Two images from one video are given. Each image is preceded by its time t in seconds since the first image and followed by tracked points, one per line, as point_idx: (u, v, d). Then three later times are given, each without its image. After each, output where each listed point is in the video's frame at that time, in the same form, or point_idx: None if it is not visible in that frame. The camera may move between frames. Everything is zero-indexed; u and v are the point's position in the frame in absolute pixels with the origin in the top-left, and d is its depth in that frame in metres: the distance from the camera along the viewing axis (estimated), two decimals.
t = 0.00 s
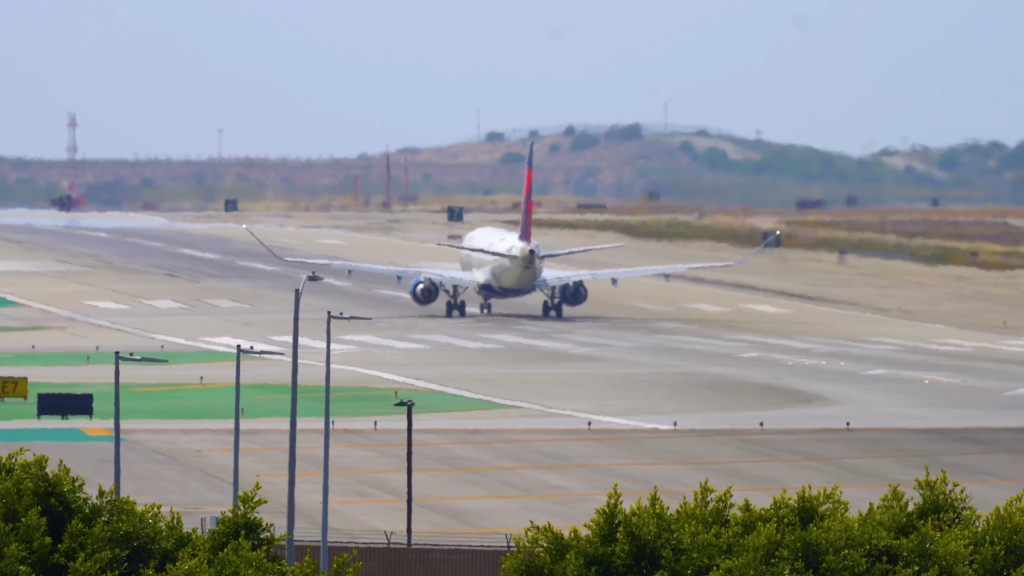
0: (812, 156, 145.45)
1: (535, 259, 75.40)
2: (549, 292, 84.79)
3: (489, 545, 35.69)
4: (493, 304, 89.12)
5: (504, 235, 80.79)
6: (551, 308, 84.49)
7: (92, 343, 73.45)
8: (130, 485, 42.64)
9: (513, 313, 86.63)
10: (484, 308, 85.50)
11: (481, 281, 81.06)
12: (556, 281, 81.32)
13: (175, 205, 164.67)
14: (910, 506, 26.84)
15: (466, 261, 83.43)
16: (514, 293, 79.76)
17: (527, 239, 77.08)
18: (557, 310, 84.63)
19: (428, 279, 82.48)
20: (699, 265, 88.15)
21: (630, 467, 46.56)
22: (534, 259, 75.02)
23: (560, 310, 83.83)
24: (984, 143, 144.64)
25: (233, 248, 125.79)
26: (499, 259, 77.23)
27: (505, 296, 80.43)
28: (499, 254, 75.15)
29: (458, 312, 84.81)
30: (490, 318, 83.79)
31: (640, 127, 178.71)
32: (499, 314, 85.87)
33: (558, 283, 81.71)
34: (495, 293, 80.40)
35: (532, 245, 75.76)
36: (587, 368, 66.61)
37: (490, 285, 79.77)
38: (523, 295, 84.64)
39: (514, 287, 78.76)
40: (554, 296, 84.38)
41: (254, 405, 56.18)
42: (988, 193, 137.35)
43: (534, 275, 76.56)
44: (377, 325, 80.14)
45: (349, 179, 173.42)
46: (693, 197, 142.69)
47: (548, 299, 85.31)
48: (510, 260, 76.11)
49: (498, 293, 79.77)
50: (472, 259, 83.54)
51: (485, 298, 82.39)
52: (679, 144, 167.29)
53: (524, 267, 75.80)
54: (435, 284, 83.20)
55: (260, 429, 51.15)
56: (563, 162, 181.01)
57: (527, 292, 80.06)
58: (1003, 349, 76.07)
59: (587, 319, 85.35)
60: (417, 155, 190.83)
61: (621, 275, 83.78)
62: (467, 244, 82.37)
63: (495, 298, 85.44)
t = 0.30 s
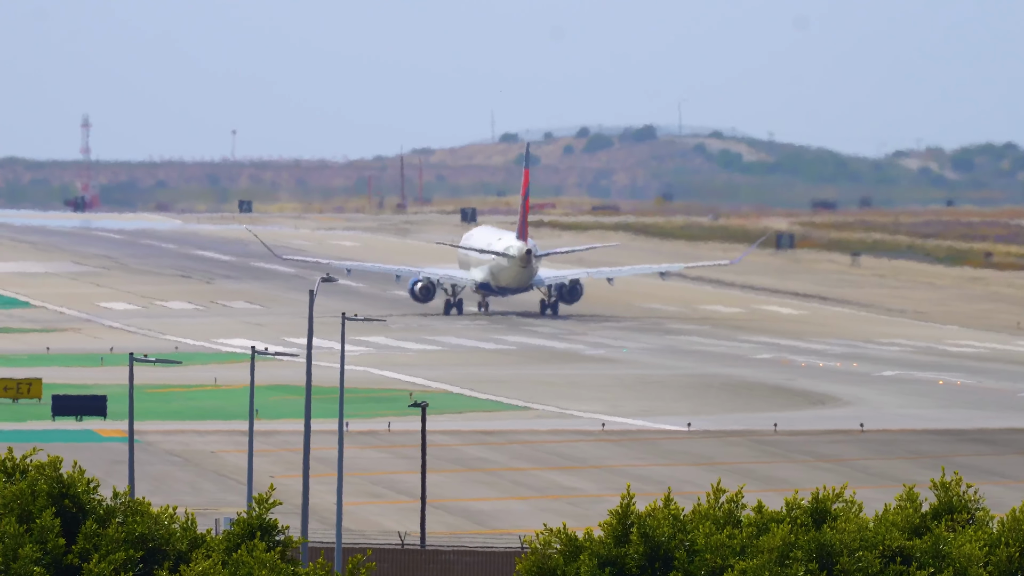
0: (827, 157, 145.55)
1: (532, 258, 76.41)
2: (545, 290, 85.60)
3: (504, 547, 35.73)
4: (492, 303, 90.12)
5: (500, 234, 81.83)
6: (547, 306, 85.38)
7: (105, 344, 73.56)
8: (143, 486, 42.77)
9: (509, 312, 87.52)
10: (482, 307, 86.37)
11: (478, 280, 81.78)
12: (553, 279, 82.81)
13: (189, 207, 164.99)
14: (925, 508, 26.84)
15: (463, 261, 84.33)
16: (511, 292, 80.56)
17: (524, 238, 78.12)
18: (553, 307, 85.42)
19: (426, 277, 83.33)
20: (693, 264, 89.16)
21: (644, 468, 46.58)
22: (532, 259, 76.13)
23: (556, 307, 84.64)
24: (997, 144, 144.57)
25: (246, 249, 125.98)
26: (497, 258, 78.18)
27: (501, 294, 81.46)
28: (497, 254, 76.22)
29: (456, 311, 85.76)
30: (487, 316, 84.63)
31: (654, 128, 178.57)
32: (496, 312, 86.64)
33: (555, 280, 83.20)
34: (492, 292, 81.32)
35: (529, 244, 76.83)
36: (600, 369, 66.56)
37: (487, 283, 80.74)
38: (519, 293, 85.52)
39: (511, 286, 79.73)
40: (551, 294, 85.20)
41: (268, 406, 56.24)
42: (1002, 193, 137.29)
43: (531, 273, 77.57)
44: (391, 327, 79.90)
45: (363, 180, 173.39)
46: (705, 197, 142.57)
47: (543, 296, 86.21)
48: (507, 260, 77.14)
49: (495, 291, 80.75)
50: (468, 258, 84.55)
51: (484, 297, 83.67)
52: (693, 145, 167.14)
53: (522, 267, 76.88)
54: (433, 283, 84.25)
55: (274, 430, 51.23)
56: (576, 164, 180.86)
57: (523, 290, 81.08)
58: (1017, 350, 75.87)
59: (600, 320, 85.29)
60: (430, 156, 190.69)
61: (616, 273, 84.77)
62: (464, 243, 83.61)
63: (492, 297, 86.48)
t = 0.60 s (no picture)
0: (842, 159, 145.57)
1: (530, 257, 77.76)
2: (543, 288, 87.15)
3: (518, 548, 35.81)
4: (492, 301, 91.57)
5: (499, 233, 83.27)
6: (546, 304, 87.06)
7: (120, 345, 73.81)
8: (158, 487, 42.91)
9: (510, 309, 89.08)
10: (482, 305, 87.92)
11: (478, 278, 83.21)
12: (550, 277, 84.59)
13: (204, 207, 165.72)
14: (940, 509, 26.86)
15: (463, 258, 85.99)
16: (510, 289, 81.99)
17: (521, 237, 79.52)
18: (551, 304, 86.89)
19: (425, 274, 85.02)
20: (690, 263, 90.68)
21: (659, 468, 46.64)
22: (529, 259, 77.52)
23: (555, 304, 86.16)
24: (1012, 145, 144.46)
25: (262, 249, 126.35)
26: (495, 257, 79.59)
27: (501, 292, 82.88)
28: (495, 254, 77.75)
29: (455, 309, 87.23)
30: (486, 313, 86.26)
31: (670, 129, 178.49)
32: (495, 309, 88.21)
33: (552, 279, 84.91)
34: (491, 290, 82.73)
35: (526, 243, 78.23)
36: (615, 370, 66.57)
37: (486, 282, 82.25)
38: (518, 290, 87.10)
39: (510, 284, 81.16)
40: (549, 292, 86.72)
41: (283, 407, 56.36)
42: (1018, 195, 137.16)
43: (529, 272, 78.88)
44: (406, 327, 79.93)
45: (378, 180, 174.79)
46: (720, 198, 142.52)
47: (542, 295, 87.83)
48: (505, 258, 78.63)
49: (494, 290, 82.15)
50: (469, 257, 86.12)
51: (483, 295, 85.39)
52: (709, 147, 167.04)
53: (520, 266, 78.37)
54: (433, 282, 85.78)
55: (289, 431, 51.38)
56: (592, 165, 180.77)
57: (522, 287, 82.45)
58: None
59: (615, 321, 85.32)
60: (445, 157, 190.75)
61: (613, 272, 86.33)
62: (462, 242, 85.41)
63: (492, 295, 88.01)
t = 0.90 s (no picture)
0: (858, 159, 145.75)
1: (529, 254, 80.10)
2: (543, 285, 88.56)
3: (536, 548, 35.90)
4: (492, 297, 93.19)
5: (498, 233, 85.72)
6: (545, 301, 88.26)
7: (137, 345, 74.09)
8: (174, 487, 43.10)
9: (510, 306, 90.40)
10: (482, 302, 89.62)
11: (476, 276, 85.11)
12: (549, 275, 86.32)
13: (220, 207, 166.56)
14: (955, 508, 26.87)
15: (464, 257, 87.89)
16: (509, 288, 83.92)
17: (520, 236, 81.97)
18: (551, 301, 88.16)
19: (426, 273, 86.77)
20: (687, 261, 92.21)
21: (675, 469, 46.69)
22: (527, 254, 79.85)
23: (554, 301, 87.43)
24: None
25: (279, 248, 126.70)
26: (493, 254, 81.97)
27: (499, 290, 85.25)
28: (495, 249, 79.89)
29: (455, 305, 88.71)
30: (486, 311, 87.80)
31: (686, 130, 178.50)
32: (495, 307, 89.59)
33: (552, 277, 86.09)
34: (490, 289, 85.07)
35: (525, 241, 80.55)
36: (631, 371, 66.65)
37: (486, 280, 84.21)
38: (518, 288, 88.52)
39: (509, 282, 83.13)
40: (548, 289, 88.11)
41: (299, 407, 56.55)
42: None
43: (528, 269, 81.16)
44: (422, 328, 80.15)
45: (394, 185, 172.05)
46: (736, 198, 142.60)
47: (541, 291, 89.01)
48: (505, 255, 80.77)
49: (493, 288, 84.50)
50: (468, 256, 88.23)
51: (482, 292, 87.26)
52: (725, 147, 167.07)
53: (518, 263, 80.52)
54: (433, 279, 87.50)
55: (306, 432, 51.54)
56: (608, 165, 180.50)
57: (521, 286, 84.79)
58: None
59: (630, 321, 85.40)
60: (461, 158, 190.54)
61: (612, 270, 87.80)
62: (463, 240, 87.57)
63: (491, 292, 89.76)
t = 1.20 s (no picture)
0: (874, 159, 145.85)
1: (528, 251, 81.03)
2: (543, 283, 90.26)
3: (553, 549, 35.96)
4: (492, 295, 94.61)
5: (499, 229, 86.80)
6: (545, 298, 90.03)
7: (154, 346, 74.34)
8: (191, 488, 43.18)
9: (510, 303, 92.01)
10: (482, 299, 91.03)
11: (478, 272, 86.10)
12: (549, 272, 87.76)
13: (237, 208, 167.16)
14: (970, 509, 26.85)
15: (464, 253, 89.23)
16: (510, 283, 84.86)
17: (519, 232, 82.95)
18: (550, 299, 89.93)
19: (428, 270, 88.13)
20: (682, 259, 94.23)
21: (691, 469, 46.70)
22: (526, 251, 80.65)
23: (554, 299, 89.17)
24: None
25: (294, 248, 126.92)
26: (494, 251, 82.94)
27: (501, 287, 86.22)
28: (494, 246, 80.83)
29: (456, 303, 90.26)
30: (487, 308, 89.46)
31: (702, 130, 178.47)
32: (495, 304, 91.31)
33: (552, 274, 87.86)
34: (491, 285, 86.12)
35: (524, 238, 81.44)
36: (647, 371, 66.67)
37: (486, 276, 85.12)
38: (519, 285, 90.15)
39: (509, 278, 84.06)
40: (549, 286, 89.74)
41: (315, 407, 56.73)
42: None
43: (528, 266, 82.14)
44: (438, 328, 80.27)
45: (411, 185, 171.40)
46: (752, 198, 142.57)
47: (541, 289, 90.74)
48: (504, 252, 81.70)
49: (494, 284, 85.46)
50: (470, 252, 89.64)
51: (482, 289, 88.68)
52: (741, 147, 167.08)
53: (518, 260, 81.42)
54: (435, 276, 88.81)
55: (322, 433, 51.65)
56: (625, 166, 180.29)
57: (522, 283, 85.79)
58: None
59: (645, 322, 85.41)
60: (477, 158, 190.42)
61: (610, 267, 89.53)
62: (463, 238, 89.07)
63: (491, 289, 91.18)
